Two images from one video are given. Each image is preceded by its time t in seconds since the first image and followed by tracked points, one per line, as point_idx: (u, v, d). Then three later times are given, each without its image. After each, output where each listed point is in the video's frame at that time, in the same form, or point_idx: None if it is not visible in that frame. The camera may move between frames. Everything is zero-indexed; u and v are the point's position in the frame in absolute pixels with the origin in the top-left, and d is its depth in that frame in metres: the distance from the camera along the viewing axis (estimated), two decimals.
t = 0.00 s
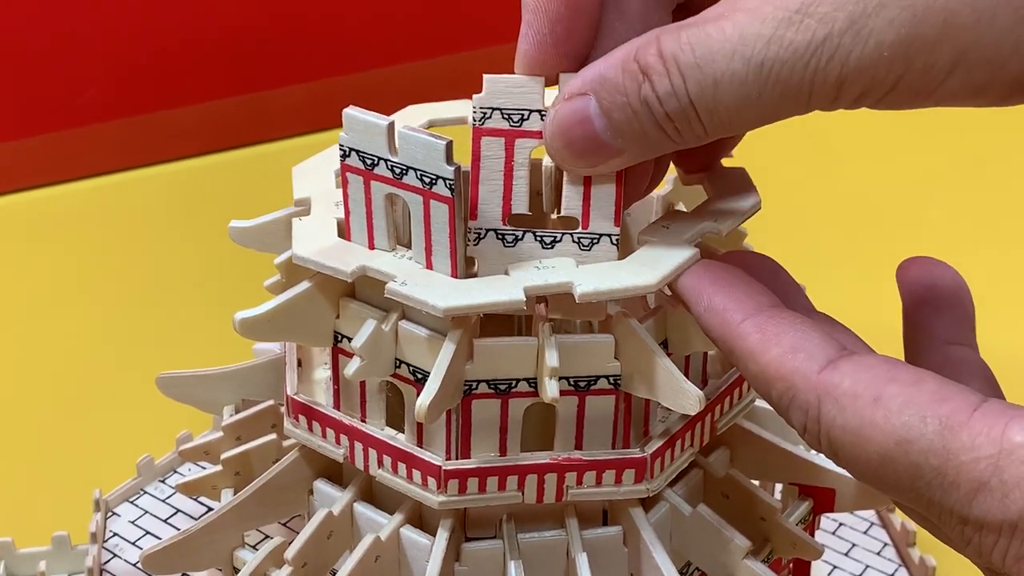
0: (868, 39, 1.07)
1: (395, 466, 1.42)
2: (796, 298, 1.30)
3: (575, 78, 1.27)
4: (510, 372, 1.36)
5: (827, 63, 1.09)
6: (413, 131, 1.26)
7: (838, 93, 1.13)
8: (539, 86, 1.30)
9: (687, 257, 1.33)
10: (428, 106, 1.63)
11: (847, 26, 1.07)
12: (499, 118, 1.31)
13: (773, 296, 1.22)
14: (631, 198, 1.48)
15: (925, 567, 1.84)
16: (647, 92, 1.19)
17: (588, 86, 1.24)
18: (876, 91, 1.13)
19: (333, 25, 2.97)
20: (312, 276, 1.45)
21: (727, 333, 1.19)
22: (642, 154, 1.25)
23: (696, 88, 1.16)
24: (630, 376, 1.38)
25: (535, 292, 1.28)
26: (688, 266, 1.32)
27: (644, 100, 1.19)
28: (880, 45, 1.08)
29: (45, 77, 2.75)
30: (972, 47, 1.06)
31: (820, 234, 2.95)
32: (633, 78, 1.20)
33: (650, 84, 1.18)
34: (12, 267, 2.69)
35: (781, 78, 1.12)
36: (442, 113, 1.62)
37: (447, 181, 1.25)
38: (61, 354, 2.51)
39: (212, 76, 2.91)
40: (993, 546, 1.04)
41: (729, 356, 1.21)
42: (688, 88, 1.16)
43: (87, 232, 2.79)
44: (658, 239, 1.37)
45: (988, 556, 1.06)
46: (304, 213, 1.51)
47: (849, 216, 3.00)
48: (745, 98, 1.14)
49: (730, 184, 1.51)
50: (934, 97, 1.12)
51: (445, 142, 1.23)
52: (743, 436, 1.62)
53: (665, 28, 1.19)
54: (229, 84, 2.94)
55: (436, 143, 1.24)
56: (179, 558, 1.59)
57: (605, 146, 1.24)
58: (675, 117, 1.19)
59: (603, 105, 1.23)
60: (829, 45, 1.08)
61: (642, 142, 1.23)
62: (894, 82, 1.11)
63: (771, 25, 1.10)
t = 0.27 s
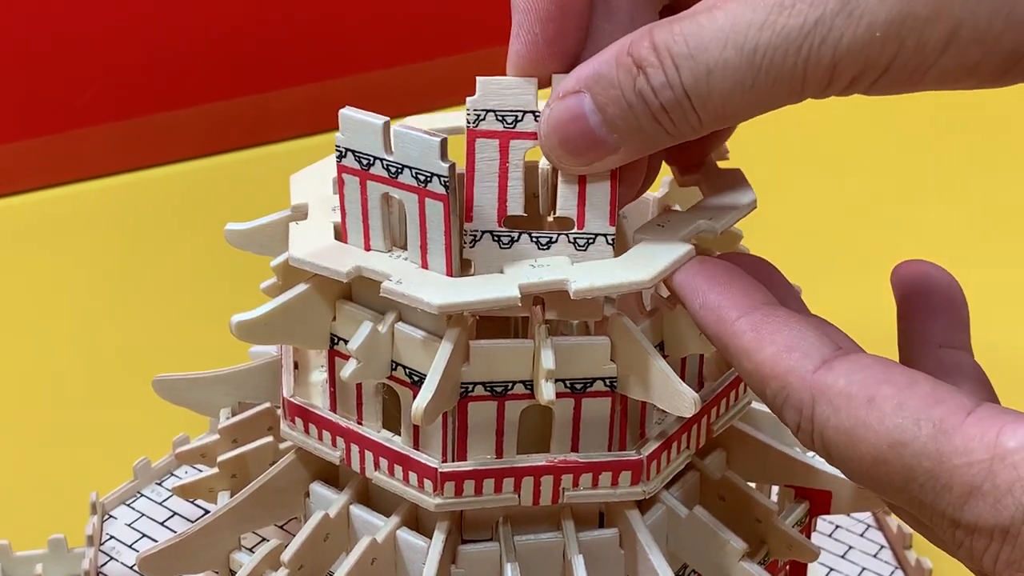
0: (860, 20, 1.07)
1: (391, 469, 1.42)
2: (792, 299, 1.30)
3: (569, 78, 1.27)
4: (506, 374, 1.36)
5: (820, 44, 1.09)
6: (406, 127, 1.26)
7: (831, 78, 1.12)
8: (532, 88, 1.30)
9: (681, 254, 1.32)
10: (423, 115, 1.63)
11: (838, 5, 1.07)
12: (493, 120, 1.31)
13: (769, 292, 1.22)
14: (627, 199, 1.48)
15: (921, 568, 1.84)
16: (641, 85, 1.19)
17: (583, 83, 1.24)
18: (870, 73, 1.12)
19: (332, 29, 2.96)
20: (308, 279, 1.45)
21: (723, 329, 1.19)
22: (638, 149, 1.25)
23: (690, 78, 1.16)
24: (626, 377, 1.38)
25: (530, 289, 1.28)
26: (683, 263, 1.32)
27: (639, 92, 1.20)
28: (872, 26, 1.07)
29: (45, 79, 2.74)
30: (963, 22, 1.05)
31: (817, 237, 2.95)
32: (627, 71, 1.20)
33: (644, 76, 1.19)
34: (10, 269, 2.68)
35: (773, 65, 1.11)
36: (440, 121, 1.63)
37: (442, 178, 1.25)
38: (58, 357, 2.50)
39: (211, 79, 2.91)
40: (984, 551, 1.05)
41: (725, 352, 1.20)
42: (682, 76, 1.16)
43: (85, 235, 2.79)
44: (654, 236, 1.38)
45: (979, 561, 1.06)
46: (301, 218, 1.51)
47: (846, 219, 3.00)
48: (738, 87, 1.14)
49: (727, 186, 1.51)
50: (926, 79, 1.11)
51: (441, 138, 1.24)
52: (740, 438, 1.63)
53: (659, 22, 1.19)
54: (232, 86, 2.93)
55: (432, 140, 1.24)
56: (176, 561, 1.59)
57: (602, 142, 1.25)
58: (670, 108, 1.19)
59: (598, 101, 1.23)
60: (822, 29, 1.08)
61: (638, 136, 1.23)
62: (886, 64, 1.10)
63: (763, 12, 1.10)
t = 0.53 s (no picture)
0: (850, 182, 1.03)
1: (377, 462, 1.41)
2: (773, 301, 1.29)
3: (552, 130, 1.21)
4: (489, 366, 1.36)
5: (811, 190, 1.06)
6: (380, 126, 1.25)
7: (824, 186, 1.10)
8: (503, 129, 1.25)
9: (659, 246, 1.34)
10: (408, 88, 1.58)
11: (834, 167, 1.03)
12: (465, 162, 1.26)
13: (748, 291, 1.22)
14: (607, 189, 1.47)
15: (906, 550, 1.86)
16: (630, 176, 1.16)
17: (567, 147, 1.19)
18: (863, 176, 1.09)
19: (313, 21, 2.94)
20: (288, 274, 1.44)
21: (701, 327, 1.19)
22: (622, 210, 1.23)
23: (680, 184, 1.13)
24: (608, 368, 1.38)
25: (504, 290, 1.28)
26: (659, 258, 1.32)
27: (627, 183, 1.16)
28: (863, 184, 1.03)
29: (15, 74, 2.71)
30: (951, 189, 1.00)
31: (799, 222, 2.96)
32: (615, 161, 1.16)
33: (634, 169, 1.15)
34: None
35: (764, 189, 1.08)
36: (429, 96, 1.58)
37: (417, 176, 1.24)
38: (36, 354, 2.48)
39: (188, 73, 2.88)
40: (972, 559, 1.02)
41: (706, 351, 1.20)
42: (672, 179, 1.13)
43: (62, 231, 2.76)
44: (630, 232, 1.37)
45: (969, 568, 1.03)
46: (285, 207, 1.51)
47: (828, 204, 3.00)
48: (730, 201, 1.12)
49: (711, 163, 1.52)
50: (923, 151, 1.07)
51: (414, 136, 1.23)
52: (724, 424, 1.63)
53: (648, 110, 1.13)
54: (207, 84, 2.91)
55: (405, 138, 1.23)
56: (160, 561, 1.58)
57: (583, 202, 1.22)
58: (659, 202, 1.17)
59: (582, 176, 1.18)
60: (815, 179, 1.05)
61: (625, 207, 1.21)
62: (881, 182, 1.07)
63: (756, 144, 1.06)
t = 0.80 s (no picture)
0: (861, 191, 1.03)
1: (379, 465, 1.41)
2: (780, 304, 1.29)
3: (563, 136, 1.21)
4: (492, 367, 1.35)
5: (821, 197, 1.06)
6: (382, 127, 1.25)
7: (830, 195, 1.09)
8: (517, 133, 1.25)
9: (664, 249, 1.33)
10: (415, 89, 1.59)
11: (845, 171, 1.02)
12: (477, 165, 1.26)
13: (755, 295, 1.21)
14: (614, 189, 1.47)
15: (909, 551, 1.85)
16: (639, 182, 1.15)
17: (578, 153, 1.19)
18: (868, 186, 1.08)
19: (315, 21, 2.93)
20: (291, 275, 1.43)
21: (708, 330, 1.18)
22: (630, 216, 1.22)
23: (689, 190, 1.12)
24: (612, 370, 1.38)
25: (507, 292, 1.28)
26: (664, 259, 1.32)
27: (637, 189, 1.16)
28: (874, 193, 1.03)
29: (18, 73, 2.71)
30: (963, 198, 1.00)
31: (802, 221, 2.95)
32: (625, 166, 1.15)
33: (643, 174, 1.14)
34: None
35: (773, 197, 1.08)
36: (434, 94, 1.57)
37: (420, 178, 1.24)
38: (37, 354, 2.47)
39: (189, 72, 2.87)
40: (976, 566, 1.02)
41: (712, 356, 1.20)
42: (681, 185, 1.13)
43: (62, 231, 2.75)
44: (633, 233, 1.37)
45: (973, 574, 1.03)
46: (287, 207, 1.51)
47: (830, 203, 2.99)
48: (738, 207, 1.11)
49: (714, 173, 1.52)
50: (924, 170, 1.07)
51: (417, 138, 1.22)
52: (727, 425, 1.63)
53: (660, 114, 1.13)
54: (210, 84, 2.90)
55: (409, 140, 1.23)
56: (163, 563, 1.58)
57: (592, 209, 1.22)
58: (667, 207, 1.16)
59: (593, 181, 1.18)
60: (825, 186, 1.04)
61: (632, 213, 1.21)
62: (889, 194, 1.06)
63: (766, 150, 1.05)
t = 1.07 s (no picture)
0: (849, 193, 1.02)
1: (379, 467, 1.40)
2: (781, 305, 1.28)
3: (550, 142, 1.20)
4: (492, 369, 1.35)
5: (807, 201, 1.05)
6: (382, 129, 1.24)
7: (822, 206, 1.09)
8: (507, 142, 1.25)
9: (664, 249, 1.32)
10: (405, 88, 1.57)
11: (828, 176, 1.02)
12: (468, 175, 1.26)
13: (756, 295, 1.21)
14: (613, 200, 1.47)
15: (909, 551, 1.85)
16: (628, 186, 1.14)
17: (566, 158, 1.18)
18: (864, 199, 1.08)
19: (313, 21, 2.93)
20: (289, 276, 1.43)
21: (710, 329, 1.18)
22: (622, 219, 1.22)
23: (677, 194, 1.12)
24: (612, 372, 1.37)
25: (507, 293, 1.27)
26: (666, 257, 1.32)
27: (626, 192, 1.15)
28: (861, 196, 1.02)
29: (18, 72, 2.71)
30: (955, 200, 0.99)
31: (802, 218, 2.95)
32: (613, 170, 1.14)
33: (631, 179, 1.13)
34: None
35: (760, 200, 1.07)
36: (432, 92, 1.57)
37: (419, 180, 1.23)
38: (37, 354, 2.47)
39: (188, 72, 2.87)
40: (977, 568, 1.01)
41: (713, 356, 1.19)
42: (668, 190, 1.12)
43: (61, 231, 2.74)
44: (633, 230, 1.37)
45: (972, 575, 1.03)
46: (286, 208, 1.50)
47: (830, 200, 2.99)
48: (725, 211, 1.10)
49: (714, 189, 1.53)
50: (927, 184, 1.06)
51: (417, 139, 1.22)
52: (725, 426, 1.63)
53: (645, 118, 1.12)
54: (209, 82, 2.90)
55: (408, 141, 1.22)
56: (162, 565, 1.58)
57: (583, 213, 1.21)
58: (656, 209, 1.16)
59: (582, 186, 1.17)
60: (811, 189, 1.04)
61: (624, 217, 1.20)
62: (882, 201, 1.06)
63: (751, 154, 1.05)
